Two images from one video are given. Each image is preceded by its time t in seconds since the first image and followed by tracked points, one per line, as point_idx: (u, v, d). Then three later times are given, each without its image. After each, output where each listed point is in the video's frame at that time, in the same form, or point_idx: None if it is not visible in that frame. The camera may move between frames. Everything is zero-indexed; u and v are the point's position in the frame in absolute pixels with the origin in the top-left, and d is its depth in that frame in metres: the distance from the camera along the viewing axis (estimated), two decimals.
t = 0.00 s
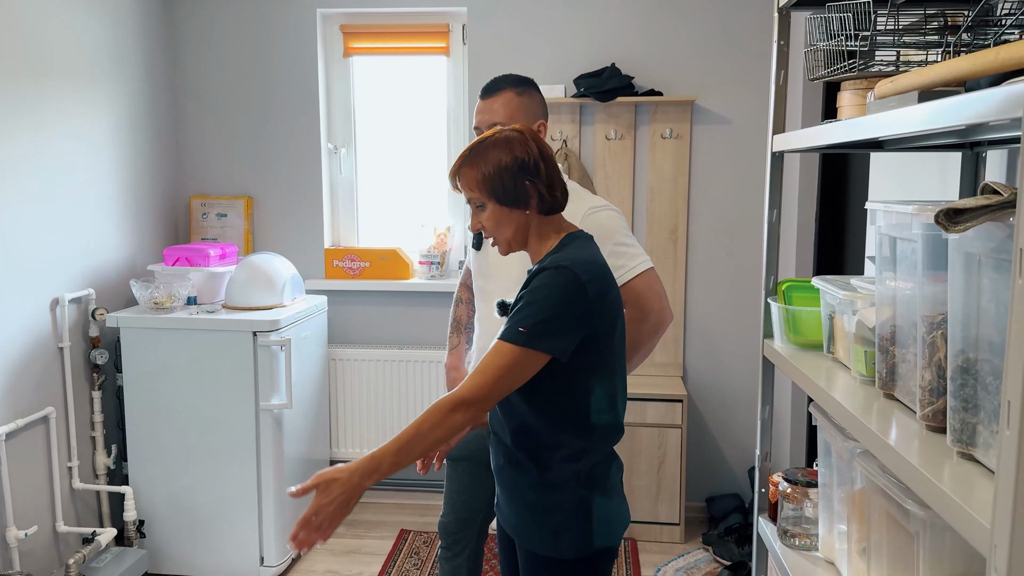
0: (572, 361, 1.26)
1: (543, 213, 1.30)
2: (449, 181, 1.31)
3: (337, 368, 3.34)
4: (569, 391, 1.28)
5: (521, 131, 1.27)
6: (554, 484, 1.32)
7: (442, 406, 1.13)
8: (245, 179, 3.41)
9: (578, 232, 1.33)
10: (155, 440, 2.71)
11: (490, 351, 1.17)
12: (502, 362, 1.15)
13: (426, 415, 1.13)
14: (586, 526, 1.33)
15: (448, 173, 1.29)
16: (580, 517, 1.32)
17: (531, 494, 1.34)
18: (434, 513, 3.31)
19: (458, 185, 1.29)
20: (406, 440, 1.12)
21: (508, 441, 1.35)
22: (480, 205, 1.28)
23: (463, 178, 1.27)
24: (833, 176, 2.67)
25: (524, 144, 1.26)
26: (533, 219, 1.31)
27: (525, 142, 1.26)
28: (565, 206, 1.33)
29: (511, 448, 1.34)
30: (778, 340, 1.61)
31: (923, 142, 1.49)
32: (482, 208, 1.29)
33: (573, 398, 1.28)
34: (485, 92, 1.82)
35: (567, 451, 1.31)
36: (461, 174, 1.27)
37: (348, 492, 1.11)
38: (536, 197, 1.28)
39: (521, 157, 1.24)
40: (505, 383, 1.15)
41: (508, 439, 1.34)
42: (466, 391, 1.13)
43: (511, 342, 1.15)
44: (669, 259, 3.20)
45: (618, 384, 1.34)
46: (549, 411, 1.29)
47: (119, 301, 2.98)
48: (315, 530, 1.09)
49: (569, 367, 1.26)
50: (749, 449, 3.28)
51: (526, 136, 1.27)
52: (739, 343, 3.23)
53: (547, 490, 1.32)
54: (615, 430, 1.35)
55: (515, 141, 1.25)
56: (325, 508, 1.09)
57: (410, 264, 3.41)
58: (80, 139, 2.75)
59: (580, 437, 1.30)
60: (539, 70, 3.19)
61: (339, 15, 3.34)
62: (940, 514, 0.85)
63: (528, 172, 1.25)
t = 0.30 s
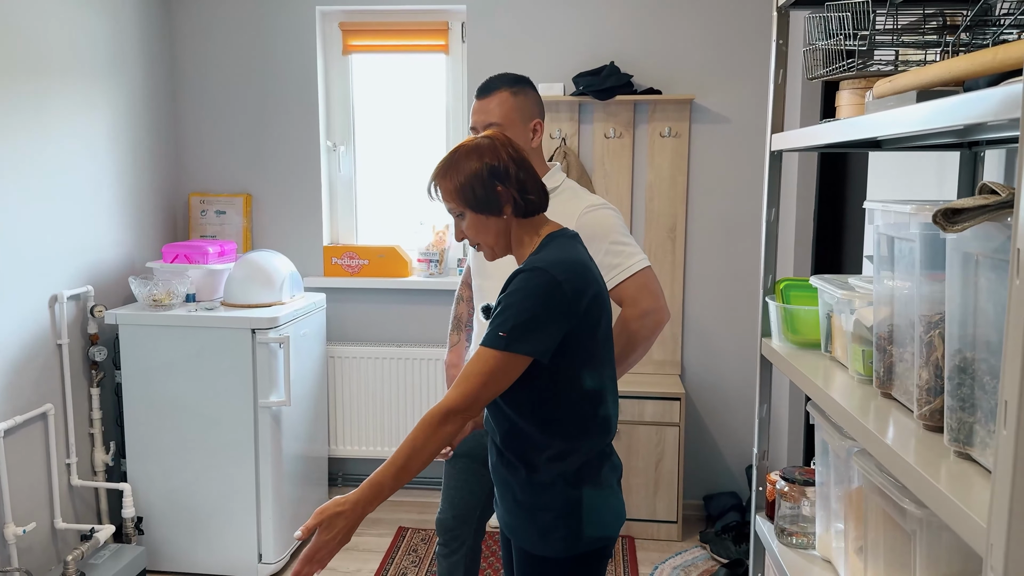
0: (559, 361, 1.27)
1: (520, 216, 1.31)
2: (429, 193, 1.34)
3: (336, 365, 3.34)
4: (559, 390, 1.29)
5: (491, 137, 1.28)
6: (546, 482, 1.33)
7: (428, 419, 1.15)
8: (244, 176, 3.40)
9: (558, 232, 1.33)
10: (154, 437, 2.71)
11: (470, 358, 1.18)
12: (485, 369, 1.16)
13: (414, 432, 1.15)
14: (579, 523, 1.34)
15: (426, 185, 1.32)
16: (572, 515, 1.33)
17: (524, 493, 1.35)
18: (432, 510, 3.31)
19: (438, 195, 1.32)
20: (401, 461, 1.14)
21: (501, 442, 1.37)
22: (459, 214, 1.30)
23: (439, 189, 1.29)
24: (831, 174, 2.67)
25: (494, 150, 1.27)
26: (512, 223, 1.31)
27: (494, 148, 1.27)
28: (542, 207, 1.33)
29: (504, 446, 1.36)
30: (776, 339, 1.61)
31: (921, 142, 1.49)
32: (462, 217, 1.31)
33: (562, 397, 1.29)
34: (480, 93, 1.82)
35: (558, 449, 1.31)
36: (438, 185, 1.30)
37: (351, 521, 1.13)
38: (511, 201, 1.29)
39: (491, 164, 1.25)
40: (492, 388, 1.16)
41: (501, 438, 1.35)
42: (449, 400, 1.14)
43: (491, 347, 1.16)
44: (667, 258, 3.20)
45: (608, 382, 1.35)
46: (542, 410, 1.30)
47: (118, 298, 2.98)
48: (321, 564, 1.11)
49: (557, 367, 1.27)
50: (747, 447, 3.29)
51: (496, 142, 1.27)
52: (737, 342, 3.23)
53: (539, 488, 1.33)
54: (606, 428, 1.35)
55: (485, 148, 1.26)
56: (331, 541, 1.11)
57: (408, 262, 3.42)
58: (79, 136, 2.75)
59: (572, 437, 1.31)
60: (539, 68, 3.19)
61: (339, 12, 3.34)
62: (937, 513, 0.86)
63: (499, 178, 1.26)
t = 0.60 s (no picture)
0: (561, 358, 1.27)
1: (520, 212, 1.31)
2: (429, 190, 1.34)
3: (336, 362, 3.34)
4: (560, 386, 1.28)
5: (490, 135, 1.27)
6: (545, 480, 1.33)
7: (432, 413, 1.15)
8: (244, 173, 3.40)
9: (559, 229, 1.33)
10: (154, 433, 2.71)
11: (474, 353, 1.18)
12: (488, 364, 1.16)
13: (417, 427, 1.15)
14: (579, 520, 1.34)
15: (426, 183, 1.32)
16: (571, 513, 1.33)
17: (524, 490, 1.35)
18: (432, 507, 3.31)
19: (437, 193, 1.31)
20: (404, 455, 1.14)
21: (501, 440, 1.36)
22: (458, 211, 1.30)
23: (438, 187, 1.29)
24: (832, 172, 2.67)
25: (493, 148, 1.26)
26: (511, 219, 1.31)
27: (493, 146, 1.26)
28: (541, 202, 1.33)
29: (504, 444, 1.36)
30: (777, 337, 1.61)
31: (922, 139, 1.49)
32: (461, 214, 1.30)
33: (563, 394, 1.29)
34: (478, 90, 1.82)
35: (558, 446, 1.31)
36: (437, 183, 1.29)
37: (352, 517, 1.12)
38: (510, 198, 1.28)
39: (490, 161, 1.25)
40: (495, 382, 1.16)
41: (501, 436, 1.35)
42: (452, 394, 1.14)
43: (495, 343, 1.16)
44: (667, 255, 3.20)
45: (609, 378, 1.35)
46: (543, 407, 1.29)
47: (118, 294, 2.98)
48: (322, 559, 1.10)
49: (559, 364, 1.27)
50: (747, 445, 3.28)
51: (495, 140, 1.27)
52: (737, 340, 3.23)
53: (539, 486, 1.33)
54: (606, 424, 1.35)
55: (484, 146, 1.26)
56: (332, 536, 1.11)
57: (408, 259, 3.41)
58: (78, 132, 2.75)
59: (573, 434, 1.31)
60: (539, 65, 3.19)
61: (338, 8, 3.34)
62: (938, 511, 0.85)
63: (498, 175, 1.26)
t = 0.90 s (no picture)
0: (563, 354, 1.26)
1: (526, 208, 1.31)
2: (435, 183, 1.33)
3: (335, 359, 3.34)
4: (562, 382, 1.28)
5: (499, 129, 1.27)
6: (546, 476, 1.33)
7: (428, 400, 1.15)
8: (244, 169, 3.40)
9: (563, 225, 1.33)
10: (153, 430, 2.71)
11: (475, 342, 1.18)
12: (490, 355, 1.16)
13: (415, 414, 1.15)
14: (579, 516, 1.34)
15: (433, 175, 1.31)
16: (572, 510, 1.33)
17: (525, 486, 1.35)
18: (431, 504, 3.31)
19: (443, 186, 1.31)
20: (399, 441, 1.14)
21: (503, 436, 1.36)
22: (464, 205, 1.30)
23: (446, 179, 1.28)
24: (831, 169, 2.67)
25: (501, 142, 1.26)
26: (517, 214, 1.31)
27: (502, 140, 1.26)
28: (548, 199, 1.32)
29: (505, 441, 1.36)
30: (776, 334, 1.60)
31: (922, 135, 1.48)
32: (467, 208, 1.30)
33: (564, 390, 1.29)
34: (475, 85, 1.82)
35: (558, 443, 1.31)
36: (444, 176, 1.29)
37: (340, 498, 1.13)
38: (517, 193, 1.28)
39: (498, 155, 1.25)
40: (495, 374, 1.16)
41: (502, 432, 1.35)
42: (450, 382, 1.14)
43: (497, 334, 1.16)
44: (667, 252, 3.19)
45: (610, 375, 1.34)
46: (544, 403, 1.29)
47: (117, 291, 2.98)
48: (304, 536, 1.11)
49: (561, 360, 1.27)
50: (746, 442, 3.28)
51: (504, 134, 1.27)
52: (737, 337, 3.23)
53: (540, 482, 1.33)
54: (608, 421, 1.35)
55: (493, 139, 1.26)
56: (319, 515, 1.11)
57: (408, 256, 3.41)
58: (77, 128, 2.75)
59: (574, 430, 1.31)
60: (539, 61, 3.18)
61: (338, 4, 3.33)
62: (936, 507, 0.85)
63: (506, 169, 1.25)
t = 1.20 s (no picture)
0: (562, 351, 1.26)
1: (533, 203, 1.31)
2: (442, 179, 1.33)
3: (334, 356, 3.34)
4: (561, 379, 1.28)
5: (509, 124, 1.28)
6: (546, 474, 1.33)
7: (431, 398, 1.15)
8: (242, 167, 3.40)
9: (568, 222, 1.33)
10: (153, 427, 2.71)
11: (476, 339, 1.18)
12: (490, 352, 1.16)
13: (418, 411, 1.15)
14: (578, 512, 1.34)
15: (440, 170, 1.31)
16: (572, 507, 1.34)
17: (526, 482, 1.35)
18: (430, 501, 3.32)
19: (450, 182, 1.31)
20: (402, 439, 1.14)
21: (503, 433, 1.36)
22: (472, 199, 1.29)
23: (454, 173, 1.28)
24: (830, 167, 2.67)
25: (511, 137, 1.26)
26: (523, 210, 1.31)
27: (511, 135, 1.26)
28: (554, 197, 1.33)
29: (506, 439, 1.36)
30: (774, 332, 1.60)
31: (921, 133, 1.49)
32: (474, 202, 1.30)
33: (563, 388, 1.29)
34: (471, 83, 1.81)
35: (557, 440, 1.31)
36: (452, 170, 1.29)
37: (344, 497, 1.13)
38: (525, 188, 1.28)
39: (508, 150, 1.25)
40: (496, 371, 1.16)
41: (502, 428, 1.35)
42: (452, 379, 1.14)
43: (498, 330, 1.16)
44: (666, 250, 3.20)
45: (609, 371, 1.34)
46: (542, 401, 1.29)
47: (116, 288, 2.98)
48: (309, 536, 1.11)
49: (560, 358, 1.27)
50: (744, 439, 3.29)
51: (513, 129, 1.27)
52: (735, 334, 3.23)
53: (540, 478, 1.33)
54: (607, 417, 1.35)
55: (503, 134, 1.26)
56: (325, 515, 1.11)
57: (407, 254, 3.41)
58: (76, 125, 2.75)
59: (573, 427, 1.31)
60: (538, 59, 3.18)
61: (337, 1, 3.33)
62: (934, 506, 0.85)
63: (515, 164, 1.26)
